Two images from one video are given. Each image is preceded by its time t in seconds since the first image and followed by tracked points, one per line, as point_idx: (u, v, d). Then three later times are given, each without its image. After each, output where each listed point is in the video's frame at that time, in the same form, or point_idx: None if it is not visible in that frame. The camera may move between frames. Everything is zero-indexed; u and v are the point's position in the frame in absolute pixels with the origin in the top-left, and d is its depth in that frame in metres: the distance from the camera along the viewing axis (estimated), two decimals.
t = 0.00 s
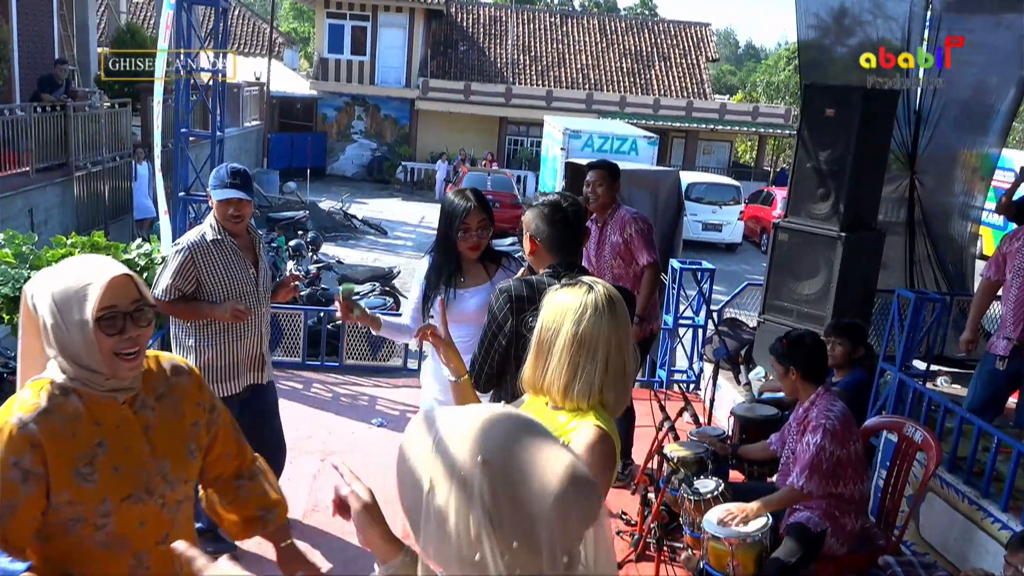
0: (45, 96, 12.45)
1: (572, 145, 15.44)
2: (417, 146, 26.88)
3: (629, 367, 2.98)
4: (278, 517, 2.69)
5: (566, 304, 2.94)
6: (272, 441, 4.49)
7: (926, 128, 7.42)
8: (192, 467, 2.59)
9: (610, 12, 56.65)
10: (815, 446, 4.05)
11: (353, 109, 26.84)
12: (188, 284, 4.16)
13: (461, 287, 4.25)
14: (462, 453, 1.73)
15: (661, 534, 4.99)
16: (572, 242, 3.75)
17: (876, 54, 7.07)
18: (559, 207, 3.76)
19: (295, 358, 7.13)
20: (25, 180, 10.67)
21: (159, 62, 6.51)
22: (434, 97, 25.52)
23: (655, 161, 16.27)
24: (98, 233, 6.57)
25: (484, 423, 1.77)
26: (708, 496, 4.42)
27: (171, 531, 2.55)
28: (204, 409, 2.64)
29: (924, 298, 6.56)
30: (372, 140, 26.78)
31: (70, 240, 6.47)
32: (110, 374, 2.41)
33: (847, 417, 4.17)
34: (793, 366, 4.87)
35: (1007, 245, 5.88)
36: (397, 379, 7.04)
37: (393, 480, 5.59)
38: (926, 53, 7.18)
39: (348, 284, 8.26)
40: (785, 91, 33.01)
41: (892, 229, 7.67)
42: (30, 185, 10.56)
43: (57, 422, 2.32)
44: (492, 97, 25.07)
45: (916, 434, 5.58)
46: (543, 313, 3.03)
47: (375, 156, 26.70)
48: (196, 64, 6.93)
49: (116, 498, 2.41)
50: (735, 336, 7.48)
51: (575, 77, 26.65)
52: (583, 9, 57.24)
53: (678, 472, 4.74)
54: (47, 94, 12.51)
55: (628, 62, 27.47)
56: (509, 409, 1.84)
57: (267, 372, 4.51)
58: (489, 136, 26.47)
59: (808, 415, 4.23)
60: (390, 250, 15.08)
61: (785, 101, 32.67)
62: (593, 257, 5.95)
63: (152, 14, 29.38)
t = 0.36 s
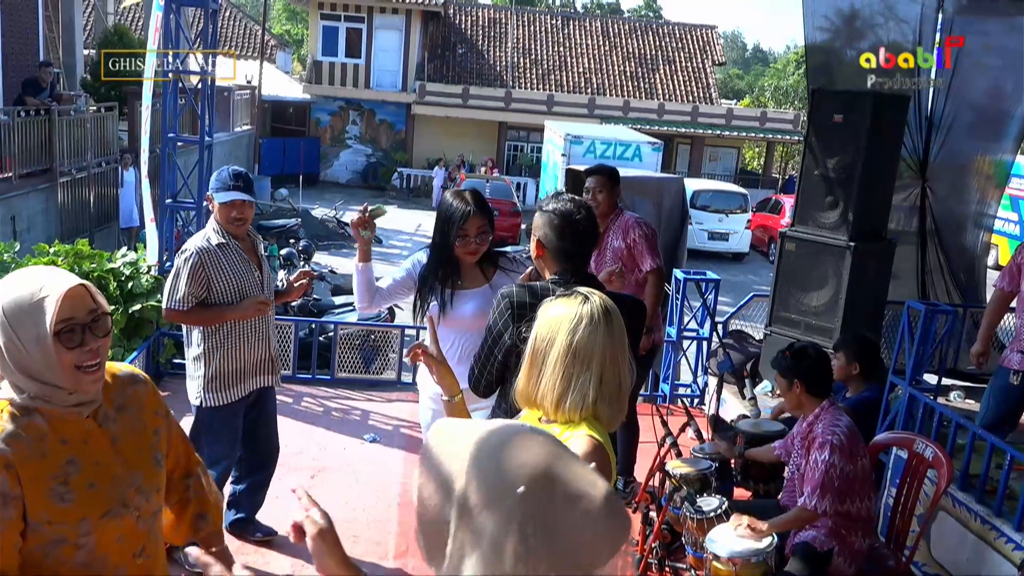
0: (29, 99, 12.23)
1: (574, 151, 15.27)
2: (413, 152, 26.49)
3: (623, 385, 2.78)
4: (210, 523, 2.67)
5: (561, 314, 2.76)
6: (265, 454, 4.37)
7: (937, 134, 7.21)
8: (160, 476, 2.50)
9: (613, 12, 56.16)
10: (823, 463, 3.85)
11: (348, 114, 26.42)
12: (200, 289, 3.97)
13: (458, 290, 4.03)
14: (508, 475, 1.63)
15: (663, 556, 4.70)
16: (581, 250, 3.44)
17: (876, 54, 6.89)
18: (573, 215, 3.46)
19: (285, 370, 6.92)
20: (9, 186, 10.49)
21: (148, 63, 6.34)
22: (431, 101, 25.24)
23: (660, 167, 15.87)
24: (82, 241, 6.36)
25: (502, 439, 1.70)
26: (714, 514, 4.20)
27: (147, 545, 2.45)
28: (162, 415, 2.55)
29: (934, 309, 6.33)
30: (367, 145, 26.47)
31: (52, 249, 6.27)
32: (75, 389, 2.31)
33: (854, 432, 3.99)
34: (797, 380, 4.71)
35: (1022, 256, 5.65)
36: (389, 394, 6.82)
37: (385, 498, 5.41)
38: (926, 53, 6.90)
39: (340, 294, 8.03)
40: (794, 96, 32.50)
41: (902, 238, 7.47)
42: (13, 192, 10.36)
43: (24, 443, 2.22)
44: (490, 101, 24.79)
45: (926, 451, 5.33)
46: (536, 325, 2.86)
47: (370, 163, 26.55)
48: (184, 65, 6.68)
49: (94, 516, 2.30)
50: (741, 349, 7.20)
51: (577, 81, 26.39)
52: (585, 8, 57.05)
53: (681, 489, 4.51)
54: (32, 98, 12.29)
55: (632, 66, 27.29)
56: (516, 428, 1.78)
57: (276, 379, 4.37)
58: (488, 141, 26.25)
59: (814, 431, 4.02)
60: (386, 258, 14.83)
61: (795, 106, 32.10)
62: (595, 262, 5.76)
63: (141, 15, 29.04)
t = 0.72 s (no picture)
0: (12, 103, 11.99)
1: (575, 155, 15.05)
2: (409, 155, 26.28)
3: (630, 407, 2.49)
4: (185, 523, 2.74)
5: (566, 330, 2.48)
6: (247, 472, 4.15)
7: (948, 138, 7.00)
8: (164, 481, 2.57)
9: (615, 12, 55.58)
10: (829, 476, 3.64)
11: (341, 118, 26.01)
12: (188, 306, 3.76)
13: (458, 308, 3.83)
14: (577, 470, 1.63)
15: None
16: (601, 268, 3.07)
17: (875, 54, 6.45)
18: (599, 237, 3.09)
19: (276, 383, 6.72)
20: None
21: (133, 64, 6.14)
22: (426, 104, 24.85)
23: (663, 172, 15.69)
24: (64, 250, 6.18)
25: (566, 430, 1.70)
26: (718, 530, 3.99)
27: (156, 548, 2.52)
28: (154, 424, 2.63)
29: (946, 319, 6.12)
30: (361, 150, 25.99)
31: (34, 258, 6.09)
32: (94, 393, 2.36)
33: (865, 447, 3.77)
34: (810, 390, 4.46)
35: None
36: (383, 407, 6.63)
37: (379, 514, 5.22)
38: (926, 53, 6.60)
39: (333, 304, 7.82)
40: (802, 99, 31.61)
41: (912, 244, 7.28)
42: None
43: (52, 450, 2.25)
44: (489, 105, 24.43)
45: (937, 464, 5.08)
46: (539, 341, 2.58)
47: (364, 168, 26.14)
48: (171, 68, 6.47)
49: (119, 519, 2.36)
50: (747, 359, 6.97)
51: (578, 83, 26.11)
52: (586, 8, 56.80)
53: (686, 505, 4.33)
54: (15, 102, 12.07)
55: (634, 67, 27.14)
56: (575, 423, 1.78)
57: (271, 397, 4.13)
58: (486, 145, 25.93)
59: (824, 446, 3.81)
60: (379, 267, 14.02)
61: (802, 108, 31.21)
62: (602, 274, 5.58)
63: (128, 17, 28.66)
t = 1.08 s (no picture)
0: None
1: (578, 155, 14.75)
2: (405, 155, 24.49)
3: (640, 429, 2.38)
4: (177, 540, 2.71)
5: (573, 347, 2.39)
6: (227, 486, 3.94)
7: (965, 136, 6.69)
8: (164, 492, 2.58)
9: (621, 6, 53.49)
10: (841, 493, 3.38)
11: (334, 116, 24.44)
12: (150, 331, 3.41)
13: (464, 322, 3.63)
14: (640, 525, 1.36)
15: None
16: (604, 268, 2.92)
17: (875, 54, 6.44)
18: (591, 228, 2.96)
19: (267, 393, 6.49)
20: None
21: (120, 64, 5.94)
22: (424, 101, 23.25)
23: (669, 172, 15.25)
24: (47, 255, 6.00)
25: (604, 494, 1.43)
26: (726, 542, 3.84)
27: (153, 556, 2.54)
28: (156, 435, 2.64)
29: (965, 325, 5.86)
30: (355, 150, 24.34)
31: (16, 263, 5.90)
32: (103, 394, 2.41)
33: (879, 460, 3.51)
34: (819, 402, 4.21)
35: None
36: (378, 417, 6.39)
37: (375, 528, 4.97)
38: (925, 53, 6.46)
39: (327, 311, 7.54)
40: (813, 96, 29.73)
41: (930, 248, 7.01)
42: None
43: (51, 455, 2.27)
44: (488, 102, 22.86)
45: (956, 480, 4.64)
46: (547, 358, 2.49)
47: (358, 168, 24.45)
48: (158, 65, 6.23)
49: (113, 526, 2.39)
50: (757, 368, 6.70)
51: (580, 80, 24.66)
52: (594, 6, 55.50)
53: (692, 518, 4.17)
54: None
55: (639, 64, 25.63)
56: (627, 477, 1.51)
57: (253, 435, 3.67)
58: (486, 145, 24.25)
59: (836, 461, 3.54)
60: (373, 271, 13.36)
61: (814, 106, 29.30)
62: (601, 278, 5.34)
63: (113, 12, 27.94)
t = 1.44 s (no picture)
0: None
1: (577, 151, 14.14)
2: (395, 152, 22.83)
3: (645, 451, 2.22)
4: None
5: (574, 363, 2.20)
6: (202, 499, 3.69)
7: (981, 133, 6.37)
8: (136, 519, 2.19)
9: None
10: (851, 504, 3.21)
11: (321, 110, 22.83)
12: (120, 343, 3.16)
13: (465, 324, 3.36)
14: (733, 535, 1.30)
15: None
16: (576, 260, 2.86)
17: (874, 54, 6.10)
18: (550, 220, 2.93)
19: (251, 401, 6.21)
20: None
21: (95, 55, 5.67)
22: (415, 95, 21.63)
23: (672, 170, 14.71)
24: (17, 256, 5.72)
25: (680, 502, 1.36)
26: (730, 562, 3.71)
27: None
28: (141, 453, 2.25)
29: (983, 330, 5.56)
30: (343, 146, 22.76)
31: None
32: (71, 401, 2.11)
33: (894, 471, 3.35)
34: (830, 411, 3.86)
35: None
36: (368, 427, 6.11)
37: (363, 544, 4.69)
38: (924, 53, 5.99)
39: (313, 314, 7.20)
40: (824, 90, 28.31)
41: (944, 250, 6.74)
42: None
43: None
44: (484, 97, 21.43)
45: (974, 491, 4.12)
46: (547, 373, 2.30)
47: (347, 164, 22.80)
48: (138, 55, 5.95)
49: (57, 553, 2.07)
50: (765, 374, 6.41)
51: (580, 74, 22.86)
52: None
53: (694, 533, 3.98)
54: None
55: (640, 55, 23.68)
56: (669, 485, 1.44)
57: (227, 460, 3.29)
58: (481, 141, 22.57)
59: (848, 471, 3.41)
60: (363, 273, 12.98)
61: (825, 101, 27.92)
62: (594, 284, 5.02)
63: None
